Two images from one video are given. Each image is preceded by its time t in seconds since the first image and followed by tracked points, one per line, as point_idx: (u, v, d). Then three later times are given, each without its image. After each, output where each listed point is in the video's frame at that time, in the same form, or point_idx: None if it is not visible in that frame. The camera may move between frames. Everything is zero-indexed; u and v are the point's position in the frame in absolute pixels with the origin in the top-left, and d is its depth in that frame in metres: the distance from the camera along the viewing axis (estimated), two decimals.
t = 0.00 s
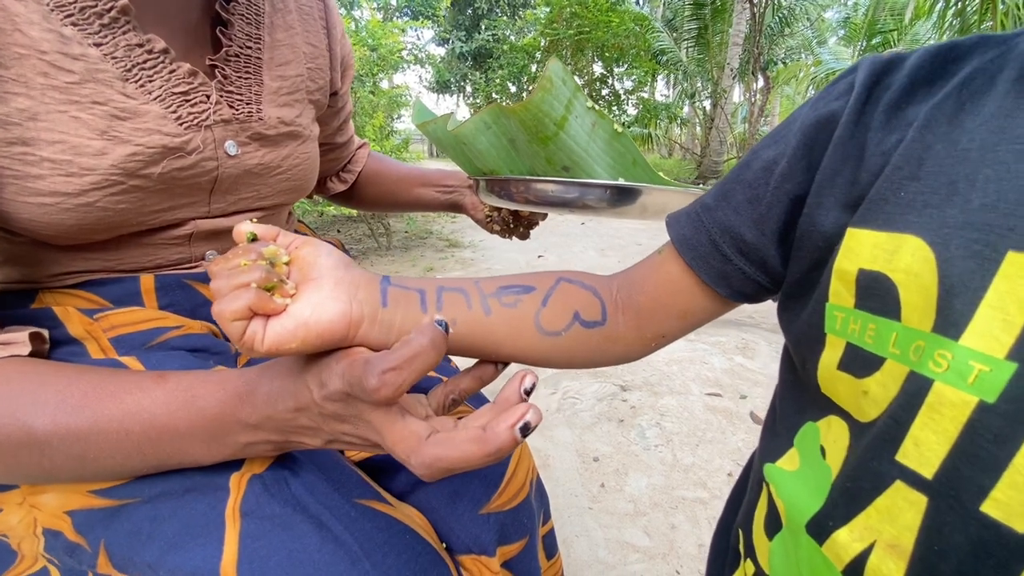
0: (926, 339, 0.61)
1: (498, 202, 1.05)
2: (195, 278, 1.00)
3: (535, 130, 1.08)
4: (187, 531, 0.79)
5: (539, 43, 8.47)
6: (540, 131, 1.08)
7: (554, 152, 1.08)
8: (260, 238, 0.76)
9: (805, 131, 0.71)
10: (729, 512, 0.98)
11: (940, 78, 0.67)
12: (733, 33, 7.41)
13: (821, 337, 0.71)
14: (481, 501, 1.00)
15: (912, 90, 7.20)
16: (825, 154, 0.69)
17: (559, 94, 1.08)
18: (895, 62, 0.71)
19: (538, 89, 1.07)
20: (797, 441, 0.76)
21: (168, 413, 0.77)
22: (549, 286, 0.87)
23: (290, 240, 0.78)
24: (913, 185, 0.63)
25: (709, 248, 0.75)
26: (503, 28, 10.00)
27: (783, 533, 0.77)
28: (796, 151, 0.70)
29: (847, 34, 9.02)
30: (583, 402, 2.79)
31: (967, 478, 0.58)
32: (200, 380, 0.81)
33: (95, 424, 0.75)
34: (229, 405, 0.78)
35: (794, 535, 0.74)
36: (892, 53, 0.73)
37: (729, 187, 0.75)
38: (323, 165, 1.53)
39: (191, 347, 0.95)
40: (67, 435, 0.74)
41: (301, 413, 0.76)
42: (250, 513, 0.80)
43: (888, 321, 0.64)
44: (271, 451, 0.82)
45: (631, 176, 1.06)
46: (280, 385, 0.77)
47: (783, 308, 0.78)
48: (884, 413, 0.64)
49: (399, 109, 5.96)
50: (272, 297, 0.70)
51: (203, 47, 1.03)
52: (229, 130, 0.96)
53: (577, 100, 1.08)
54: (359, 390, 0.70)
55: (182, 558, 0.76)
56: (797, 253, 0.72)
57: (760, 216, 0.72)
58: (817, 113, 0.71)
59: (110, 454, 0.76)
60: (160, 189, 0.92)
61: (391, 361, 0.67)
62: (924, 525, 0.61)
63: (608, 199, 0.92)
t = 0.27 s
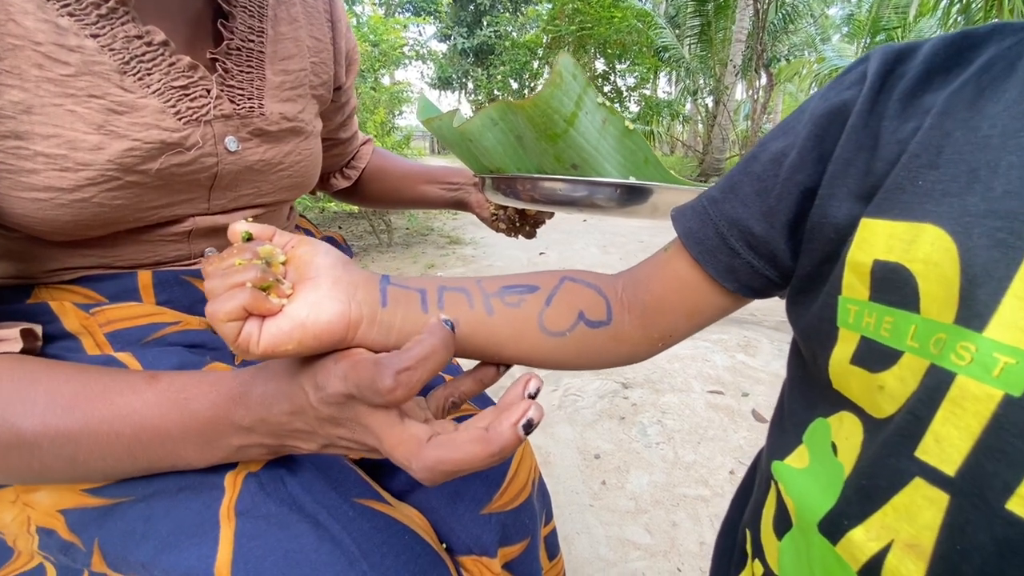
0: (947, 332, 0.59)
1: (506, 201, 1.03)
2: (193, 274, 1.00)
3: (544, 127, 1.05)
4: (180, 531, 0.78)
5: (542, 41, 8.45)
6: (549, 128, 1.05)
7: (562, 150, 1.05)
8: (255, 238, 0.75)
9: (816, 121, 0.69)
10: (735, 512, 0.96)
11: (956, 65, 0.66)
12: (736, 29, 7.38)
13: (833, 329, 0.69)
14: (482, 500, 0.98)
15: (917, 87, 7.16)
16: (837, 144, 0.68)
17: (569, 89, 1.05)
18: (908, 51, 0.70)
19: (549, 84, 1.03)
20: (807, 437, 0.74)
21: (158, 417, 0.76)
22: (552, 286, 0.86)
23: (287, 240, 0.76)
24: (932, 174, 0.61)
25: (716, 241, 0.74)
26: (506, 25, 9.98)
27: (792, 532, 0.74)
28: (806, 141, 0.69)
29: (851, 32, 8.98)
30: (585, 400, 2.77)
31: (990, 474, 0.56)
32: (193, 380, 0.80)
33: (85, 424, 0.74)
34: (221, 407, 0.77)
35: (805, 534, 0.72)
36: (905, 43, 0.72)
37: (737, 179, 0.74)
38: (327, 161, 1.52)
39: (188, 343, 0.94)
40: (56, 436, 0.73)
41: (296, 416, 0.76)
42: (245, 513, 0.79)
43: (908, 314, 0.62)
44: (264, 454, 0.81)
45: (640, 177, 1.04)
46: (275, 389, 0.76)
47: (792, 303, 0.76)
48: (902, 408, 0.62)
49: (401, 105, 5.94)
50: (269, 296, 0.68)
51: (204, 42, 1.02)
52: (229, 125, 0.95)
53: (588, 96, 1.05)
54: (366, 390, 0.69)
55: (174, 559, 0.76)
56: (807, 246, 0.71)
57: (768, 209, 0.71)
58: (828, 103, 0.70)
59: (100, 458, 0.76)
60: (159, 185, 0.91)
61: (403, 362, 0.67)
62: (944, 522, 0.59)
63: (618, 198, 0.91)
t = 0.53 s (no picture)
0: (971, 333, 0.57)
1: (512, 200, 1.03)
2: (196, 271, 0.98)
3: (554, 122, 1.03)
4: (182, 528, 0.76)
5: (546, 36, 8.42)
6: (559, 123, 1.03)
7: (573, 146, 1.04)
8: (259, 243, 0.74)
9: (830, 119, 0.68)
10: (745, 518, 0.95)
11: (976, 61, 0.64)
12: (740, 24, 7.34)
13: (848, 331, 0.68)
14: (486, 499, 0.96)
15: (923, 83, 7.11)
16: (852, 142, 0.66)
17: (580, 82, 1.02)
18: (924, 47, 0.68)
19: (559, 78, 1.01)
20: (823, 440, 0.72)
21: (159, 418, 0.74)
22: (559, 290, 0.85)
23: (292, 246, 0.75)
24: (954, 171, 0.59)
25: (728, 241, 0.72)
26: (509, 20, 9.94)
27: (809, 536, 0.73)
28: (820, 139, 0.67)
29: (856, 27, 8.93)
30: (587, 396, 2.75)
31: (1019, 478, 0.54)
32: (194, 382, 0.78)
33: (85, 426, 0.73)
34: (223, 409, 0.76)
35: (823, 539, 0.70)
36: (921, 40, 0.70)
37: (748, 177, 0.72)
38: (333, 157, 1.51)
39: (190, 339, 0.93)
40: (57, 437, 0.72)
41: (298, 420, 0.75)
42: (247, 510, 0.78)
43: (929, 313, 0.60)
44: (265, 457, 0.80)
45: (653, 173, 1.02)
46: (277, 392, 0.75)
47: (805, 303, 0.75)
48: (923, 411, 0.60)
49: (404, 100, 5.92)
50: (275, 301, 0.67)
51: (207, 36, 1.00)
52: (233, 121, 0.94)
53: (599, 90, 1.03)
54: (374, 396, 0.67)
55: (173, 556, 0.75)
56: (822, 245, 0.69)
57: (782, 208, 0.69)
58: (841, 101, 0.68)
59: (98, 460, 0.74)
60: (161, 181, 0.90)
61: (414, 366, 0.67)
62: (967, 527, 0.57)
63: (630, 196, 0.91)
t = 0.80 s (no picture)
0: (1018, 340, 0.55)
1: (517, 194, 1.00)
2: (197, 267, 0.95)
3: (556, 113, 1.01)
4: (175, 529, 0.74)
5: (550, 28, 8.35)
6: (561, 114, 1.00)
7: (577, 137, 1.02)
8: (259, 243, 0.71)
9: (852, 111, 0.64)
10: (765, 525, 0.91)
11: (1009, 48, 0.60)
12: (746, 17, 7.28)
13: (875, 335, 0.64)
14: (489, 500, 0.91)
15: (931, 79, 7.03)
16: (876, 136, 0.63)
17: (584, 71, 1.00)
18: (950, 35, 0.65)
19: (560, 67, 0.98)
20: (848, 451, 0.69)
21: (153, 420, 0.72)
22: (567, 292, 0.81)
23: (291, 245, 0.72)
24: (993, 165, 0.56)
25: (744, 241, 0.69)
26: (514, 13, 9.88)
27: (838, 555, 0.69)
28: (842, 133, 0.64)
29: (864, 22, 8.84)
30: (592, 392, 2.73)
31: None
32: (190, 382, 0.75)
33: (76, 429, 0.70)
34: (218, 411, 0.73)
35: (857, 559, 0.67)
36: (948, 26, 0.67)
37: (764, 174, 0.68)
38: (338, 150, 1.48)
39: (188, 336, 0.91)
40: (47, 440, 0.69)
41: (296, 424, 0.72)
42: (242, 512, 0.75)
43: (969, 318, 0.57)
44: (263, 461, 0.77)
45: (662, 164, 1.01)
46: (275, 395, 0.73)
47: (825, 307, 0.71)
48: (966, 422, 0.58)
49: (407, 93, 5.89)
50: (270, 305, 0.65)
51: (208, 22, 0.96)
52: (234, 110, 0.90)
53: (603, 79, 1.01)
54: (372, 406, 0.65)
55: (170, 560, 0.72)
56: (845, 245, 0.66)
57: (802, 206, 0.66)
58: (864, 91, 0.65)
59: (91, 461, 0.72)
60: (158, 173, 0.87)
61: (412, 376, 0.63)
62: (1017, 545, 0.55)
63: (639, 189, 0.86)
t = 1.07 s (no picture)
0: None
1: (519, 186, 0.96)
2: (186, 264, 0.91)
3: (570, 98, 0.98)
4: (158, 541, 0.70)
5: (552, 22, 8.29)
6: (575, 100, 0.98)
7: (588, 125, 0.99)
8: (246, 237, 0.68)
9: (882, 100, 0.61)
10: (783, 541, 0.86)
11: None
12: (750, 12, 7.22)
13: (915, 341, 0.60)
14: (487, 510, 0.87)
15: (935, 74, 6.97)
16: (910, 124, 0.60)
17: (598, 55, 0.98)
18: (988, 17, 0.61)
19: (576, 49, 0.96)
20: (880, 465, 0.65)
21: (134, 428, 0.69)
22: (573, 291, 0.77)
23: (280, 240, 0.69)
24: None
25: (763, 237, 0.65)
26: (515, 7, 9.81)
27: None
28: (870, 122, 0.61)
29: (868, 17, 8.77)
30: (593, 390, 2.69)
31: None
32: (172, 389, 0.71)
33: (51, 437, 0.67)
34: (202, 419, 0.70)
35: None
36: (979, 7, 0.63)
37: (785, 166, 0.64)
38: (336, 144, 1.44)
39: (176, 338, 0.87)
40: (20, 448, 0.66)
41: (283, 433, 0.69)
42: (228, 523, 0.71)
43: None
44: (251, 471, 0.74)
45: (676, 155, 0.98)
46: (261, 402, 0.69)
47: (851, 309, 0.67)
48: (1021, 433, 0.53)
49: (408, 88, 5.85)
50: (256, 304, 0.61)
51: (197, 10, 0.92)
52: (224, 103, 0.87)
53: (619, 64, 0.99)
54: (360, 411, 0.61)
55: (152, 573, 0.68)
56: (876, 242, 0.62)
57: (826, 200, 0.62)
58: (894, 78, 0.61)
59: (71, 470, 0.69)
60: (144, 167, 0.83)
61: (404, 379, 0.59)
62: None
63: (648, 181, 0.83)
